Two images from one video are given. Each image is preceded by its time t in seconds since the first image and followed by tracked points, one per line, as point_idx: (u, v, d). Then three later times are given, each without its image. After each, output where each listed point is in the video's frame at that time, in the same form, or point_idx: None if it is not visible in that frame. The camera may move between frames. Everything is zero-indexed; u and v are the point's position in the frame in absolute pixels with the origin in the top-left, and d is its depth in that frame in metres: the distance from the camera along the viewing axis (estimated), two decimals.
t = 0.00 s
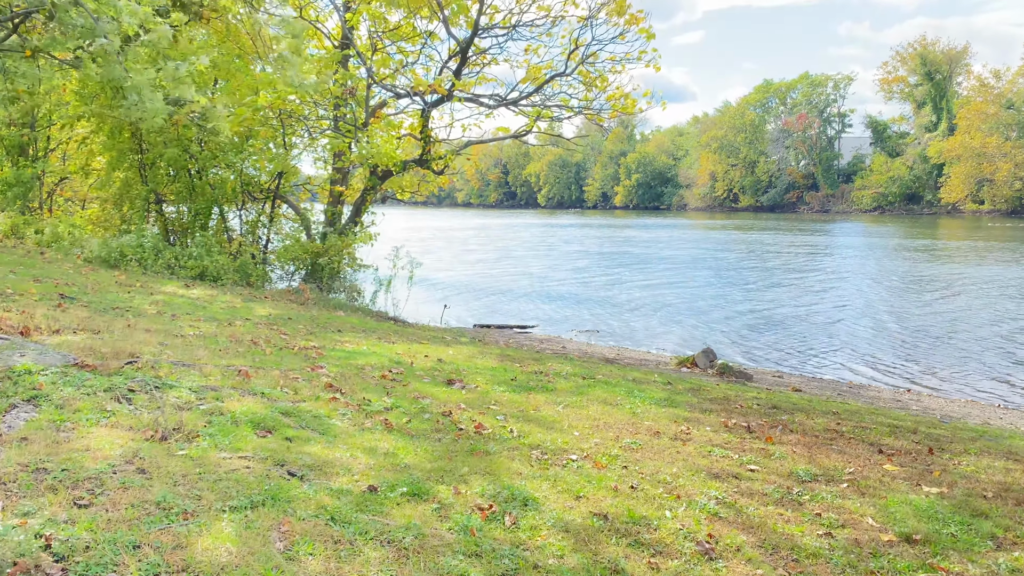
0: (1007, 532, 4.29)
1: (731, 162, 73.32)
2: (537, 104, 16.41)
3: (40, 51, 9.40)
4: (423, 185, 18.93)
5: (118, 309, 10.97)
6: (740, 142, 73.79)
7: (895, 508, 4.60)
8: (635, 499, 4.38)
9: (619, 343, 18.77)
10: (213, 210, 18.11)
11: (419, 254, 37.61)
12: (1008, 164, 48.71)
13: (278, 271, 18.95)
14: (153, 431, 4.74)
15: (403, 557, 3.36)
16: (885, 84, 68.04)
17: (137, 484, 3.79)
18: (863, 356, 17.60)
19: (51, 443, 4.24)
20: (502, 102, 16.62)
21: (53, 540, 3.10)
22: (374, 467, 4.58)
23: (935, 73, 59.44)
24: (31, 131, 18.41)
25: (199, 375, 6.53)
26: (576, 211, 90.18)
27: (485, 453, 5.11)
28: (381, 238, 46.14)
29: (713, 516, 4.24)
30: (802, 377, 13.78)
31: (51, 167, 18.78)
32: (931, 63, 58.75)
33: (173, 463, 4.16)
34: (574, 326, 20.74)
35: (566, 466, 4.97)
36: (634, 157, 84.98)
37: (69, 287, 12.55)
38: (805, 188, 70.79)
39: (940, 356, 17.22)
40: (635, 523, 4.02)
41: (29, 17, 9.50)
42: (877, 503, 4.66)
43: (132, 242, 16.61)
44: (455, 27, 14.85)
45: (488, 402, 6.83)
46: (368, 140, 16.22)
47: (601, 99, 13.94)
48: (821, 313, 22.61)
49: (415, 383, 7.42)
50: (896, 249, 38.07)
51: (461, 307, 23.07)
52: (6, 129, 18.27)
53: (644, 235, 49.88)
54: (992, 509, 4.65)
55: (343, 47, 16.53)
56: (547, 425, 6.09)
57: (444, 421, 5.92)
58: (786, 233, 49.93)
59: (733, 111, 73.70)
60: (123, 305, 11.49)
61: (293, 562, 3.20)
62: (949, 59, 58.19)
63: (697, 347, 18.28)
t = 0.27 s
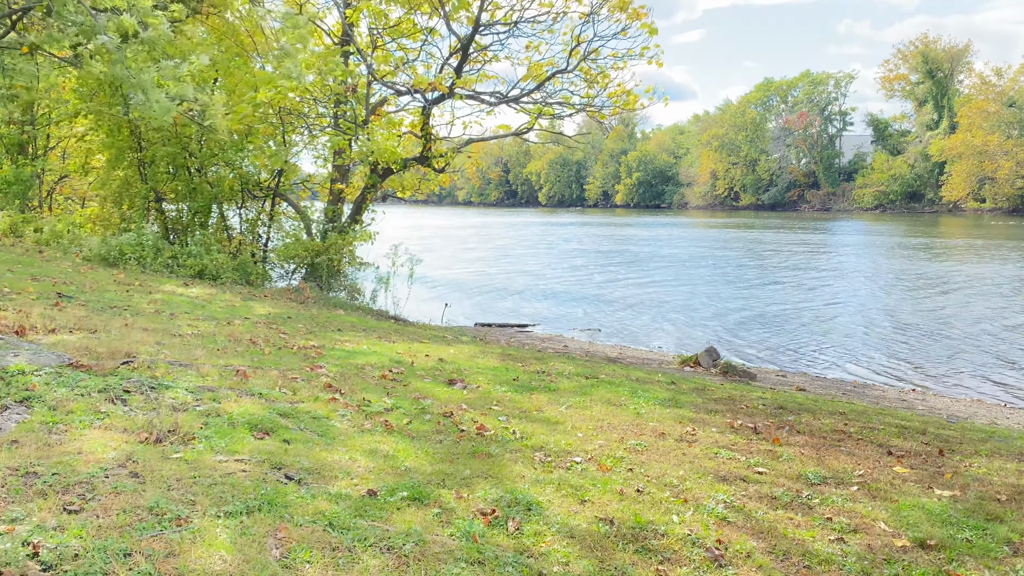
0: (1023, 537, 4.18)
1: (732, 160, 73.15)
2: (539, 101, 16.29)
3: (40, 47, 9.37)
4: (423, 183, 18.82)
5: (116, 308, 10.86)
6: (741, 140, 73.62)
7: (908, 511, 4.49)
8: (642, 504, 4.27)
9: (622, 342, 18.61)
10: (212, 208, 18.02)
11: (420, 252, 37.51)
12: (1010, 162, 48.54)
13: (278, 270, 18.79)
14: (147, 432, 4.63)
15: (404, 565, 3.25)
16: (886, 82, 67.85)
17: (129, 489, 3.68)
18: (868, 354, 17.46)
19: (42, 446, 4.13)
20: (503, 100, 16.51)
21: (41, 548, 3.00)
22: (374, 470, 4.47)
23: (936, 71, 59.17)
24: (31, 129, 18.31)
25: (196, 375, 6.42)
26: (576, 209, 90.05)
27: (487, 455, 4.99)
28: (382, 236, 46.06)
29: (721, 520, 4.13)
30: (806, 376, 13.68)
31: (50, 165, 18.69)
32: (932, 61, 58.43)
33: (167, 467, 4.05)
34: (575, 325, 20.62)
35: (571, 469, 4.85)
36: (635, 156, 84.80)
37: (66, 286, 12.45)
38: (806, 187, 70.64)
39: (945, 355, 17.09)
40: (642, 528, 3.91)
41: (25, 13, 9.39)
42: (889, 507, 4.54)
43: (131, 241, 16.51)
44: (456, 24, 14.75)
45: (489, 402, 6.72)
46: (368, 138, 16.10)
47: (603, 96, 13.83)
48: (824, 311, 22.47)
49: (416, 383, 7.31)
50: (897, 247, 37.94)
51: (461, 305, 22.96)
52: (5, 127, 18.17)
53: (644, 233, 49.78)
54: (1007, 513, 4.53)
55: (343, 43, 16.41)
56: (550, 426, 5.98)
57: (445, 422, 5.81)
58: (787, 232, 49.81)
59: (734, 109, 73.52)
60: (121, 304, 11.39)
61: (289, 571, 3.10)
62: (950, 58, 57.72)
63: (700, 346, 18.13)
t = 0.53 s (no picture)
0: None
1: (733, 159, 72.91)
2: (540, 100, 16.11)
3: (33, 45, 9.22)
4: (424, 182, 18.65)
5: (111, 310, 10.70)
6: (742, 138, 73.38)
7: (928, 526, 4.30)
8: (651, 519, 4.09)
9: (624, 342, 18.39)
10: (211, 208, 17.88)
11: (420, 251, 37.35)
12: (1012, 161, 48.27)
13: (277, 270, 18.71)
14: (136, 444, 4.46)
15: None
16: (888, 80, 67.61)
17: (114, 507, 3.51)
18: (873, 354, 17.23)
19: (25, 459, 3.95)
20: (504, 98, 16.33)
21: (16, 573, 2.82)
22: (372, 483, 4.29)
23: (937, 70, 58.95)
24: (29, 129, 18.15)
25: (190, 382, 6.24)
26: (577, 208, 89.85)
27: (490, 467, 4.82)
28: (382, 236, 45.93)
29: (735, 537, 3.96)
30: (812, 378, 13.50)
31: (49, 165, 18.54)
32: (934, 59, 58.37)
33: (154, 482, 3.88)
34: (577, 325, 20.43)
35: (576, 481, 4.69)
36: (635, 154, 84.56)
37: (62, 288, 12.27)
38: (807, 185, 70.41)
39: (951, 355, 16.86)
40: (652, 546, 3.73)
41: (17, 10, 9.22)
42: (909, 521, 4.36)
43: (128, 242, 16.34)
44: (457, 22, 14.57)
45: (491, 408, 6.54)
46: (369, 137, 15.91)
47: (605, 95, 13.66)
48: (828, 310, 22.24)
49: (416, 387, 7.13)
50: (900, 246, 37.72)
51: (462, 305, 22.77)
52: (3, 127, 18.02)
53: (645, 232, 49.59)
54: None
55: (343, 42, 16.24)
56: (555, 433, 5.80)
57: (446, 430, 5.64)
58: (789, 230, 49.61)
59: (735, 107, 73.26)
60: (117, 306, 11.22)
61: None
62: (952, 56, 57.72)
63: (703, 346, 17.90)
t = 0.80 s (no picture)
0: None
1: (735, 158, 72.67)
2: (540, 99, 15.94)
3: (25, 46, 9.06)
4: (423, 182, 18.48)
5: (107, 313, 10.53)
6: (744, 137, 73.14)
7: (948, 541, 4.13)
8: (660, 537, 3.93)
9: (625, 343, 18.20)
10: (209, 208, 17.73)
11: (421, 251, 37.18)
12: (1015, 160, 48.03)
13: (276, 270, 18.71)
14: (124, 457, 4.29)
15: None
16: (890, 79, 67.38)
17: (98, 527, 3.34)
18: (877, 355, 17.04)
19: (7, 475, 3.79)
20: (505, 97, 16.17)
21: None
22: (369, 498, 4.13)
23: (940, 68, 58.74)
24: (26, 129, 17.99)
25: (182, 390, 6.08)
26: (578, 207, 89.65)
27: (491, 480, 4.66)
28: (383, 235, 45.75)
29: (747, 555, 3.80)
30: (816, 381, 13.33)
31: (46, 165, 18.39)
32: (936, 57, 58.36)
33: (141, 499, 3.72)
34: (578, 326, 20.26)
35: (581, 495, 4.54)
36: (636, 153, 84.32)
37: (56, 290, 12.10)
38: (808, 184, 70.19)
39: (956, 355, 16.68)
40: (662, 566, 3.57)
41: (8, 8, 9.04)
42: (927, 536, 4.19)
43: (125, 244, 16.18)
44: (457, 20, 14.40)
45: (492, 416, 6.38)
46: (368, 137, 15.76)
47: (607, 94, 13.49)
48: (831, 310, 22.05)
49: (416, 394, 6.97)
50: (902, 245, 37.56)
51: (463, 306, 22.60)
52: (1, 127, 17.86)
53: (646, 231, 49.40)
54: None
55: (342, 42, 16.11)
56: (558, 443, 5.64)
57: (446, 440, 5.48)
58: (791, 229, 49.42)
59: (737, 106, 73.01)
60: (113, 309, 11.05)
61: None
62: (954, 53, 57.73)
63: (706, 347, 17.72)
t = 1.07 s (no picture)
0: None
1: (735, 156, 72.51)
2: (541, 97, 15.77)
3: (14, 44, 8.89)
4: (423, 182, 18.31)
5: (102, 316, 10.38)
6: (744, 135, 72.97)
7: (967, 554, 3.97)
8: (668, 551, 3.78)
9: (627, 344, 18.01)
10: (207, 208, 17.57)
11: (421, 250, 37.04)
12: (1016, 158, 47.83)
13: (275, 271, 18.51)
14: (112, 468, 4.14)
15: None
16: (891, 77, 67.17)
17: (80, 546, 3.18)
18: (882, 355, 16.83)
19: None
20: (505, 96, 16.01)
21: None
22: (366, 511, 3.98)
23: (941, 66, 58.54)
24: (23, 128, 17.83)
25: (176, 396, 5.92)
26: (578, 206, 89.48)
27: (493, 490, 4.50)
28: (383, 235, 45.57)
29: (760, 570, 3.65)
30: (821, 382, 13.19)
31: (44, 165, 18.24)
32: (936, 55, 58.07)
33: (128, 514, 3.57)
34: (579, 326, 20.09)
35: (586, 506, 4.39)
36: (637, 152, 84.13)
37: (52, 292, 11.95)
38: (809, 182, 69.99)
39: (961, 355, 16.47)
40: None
41: None
42: (946, 549, 4.03)
43: (122, 244, 16.02)
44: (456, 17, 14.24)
45: (494, 421, 6.23)
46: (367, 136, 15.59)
47: (608, 92, 13.34)
48: (834, 309, 21.85)
49: (416, 399, 6.81)
50: (904, 243, 37.34)
51: (464, 306, 22.42)
52: None
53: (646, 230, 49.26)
54: None
55: (340, 40, 15.95)
56: (561, 450, 5.49)
57: (446, 447, 5.33)
58: (791, 228, 49.27)
59: (737, 104, 72.82)
60: (109, 311, 10.90)
61: None
62: (955, 51, 57.47)
63: (709, 348, 17.52)
